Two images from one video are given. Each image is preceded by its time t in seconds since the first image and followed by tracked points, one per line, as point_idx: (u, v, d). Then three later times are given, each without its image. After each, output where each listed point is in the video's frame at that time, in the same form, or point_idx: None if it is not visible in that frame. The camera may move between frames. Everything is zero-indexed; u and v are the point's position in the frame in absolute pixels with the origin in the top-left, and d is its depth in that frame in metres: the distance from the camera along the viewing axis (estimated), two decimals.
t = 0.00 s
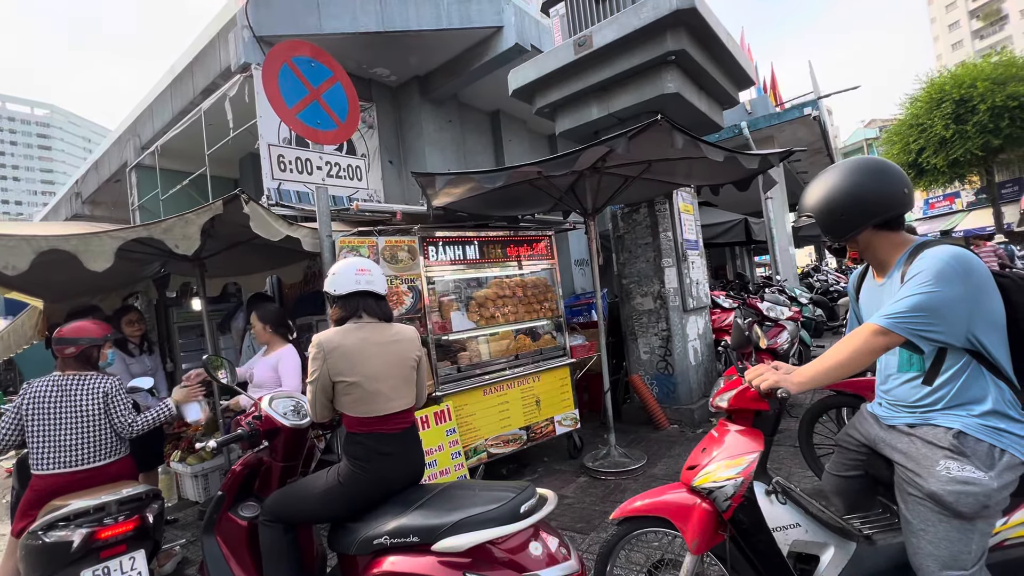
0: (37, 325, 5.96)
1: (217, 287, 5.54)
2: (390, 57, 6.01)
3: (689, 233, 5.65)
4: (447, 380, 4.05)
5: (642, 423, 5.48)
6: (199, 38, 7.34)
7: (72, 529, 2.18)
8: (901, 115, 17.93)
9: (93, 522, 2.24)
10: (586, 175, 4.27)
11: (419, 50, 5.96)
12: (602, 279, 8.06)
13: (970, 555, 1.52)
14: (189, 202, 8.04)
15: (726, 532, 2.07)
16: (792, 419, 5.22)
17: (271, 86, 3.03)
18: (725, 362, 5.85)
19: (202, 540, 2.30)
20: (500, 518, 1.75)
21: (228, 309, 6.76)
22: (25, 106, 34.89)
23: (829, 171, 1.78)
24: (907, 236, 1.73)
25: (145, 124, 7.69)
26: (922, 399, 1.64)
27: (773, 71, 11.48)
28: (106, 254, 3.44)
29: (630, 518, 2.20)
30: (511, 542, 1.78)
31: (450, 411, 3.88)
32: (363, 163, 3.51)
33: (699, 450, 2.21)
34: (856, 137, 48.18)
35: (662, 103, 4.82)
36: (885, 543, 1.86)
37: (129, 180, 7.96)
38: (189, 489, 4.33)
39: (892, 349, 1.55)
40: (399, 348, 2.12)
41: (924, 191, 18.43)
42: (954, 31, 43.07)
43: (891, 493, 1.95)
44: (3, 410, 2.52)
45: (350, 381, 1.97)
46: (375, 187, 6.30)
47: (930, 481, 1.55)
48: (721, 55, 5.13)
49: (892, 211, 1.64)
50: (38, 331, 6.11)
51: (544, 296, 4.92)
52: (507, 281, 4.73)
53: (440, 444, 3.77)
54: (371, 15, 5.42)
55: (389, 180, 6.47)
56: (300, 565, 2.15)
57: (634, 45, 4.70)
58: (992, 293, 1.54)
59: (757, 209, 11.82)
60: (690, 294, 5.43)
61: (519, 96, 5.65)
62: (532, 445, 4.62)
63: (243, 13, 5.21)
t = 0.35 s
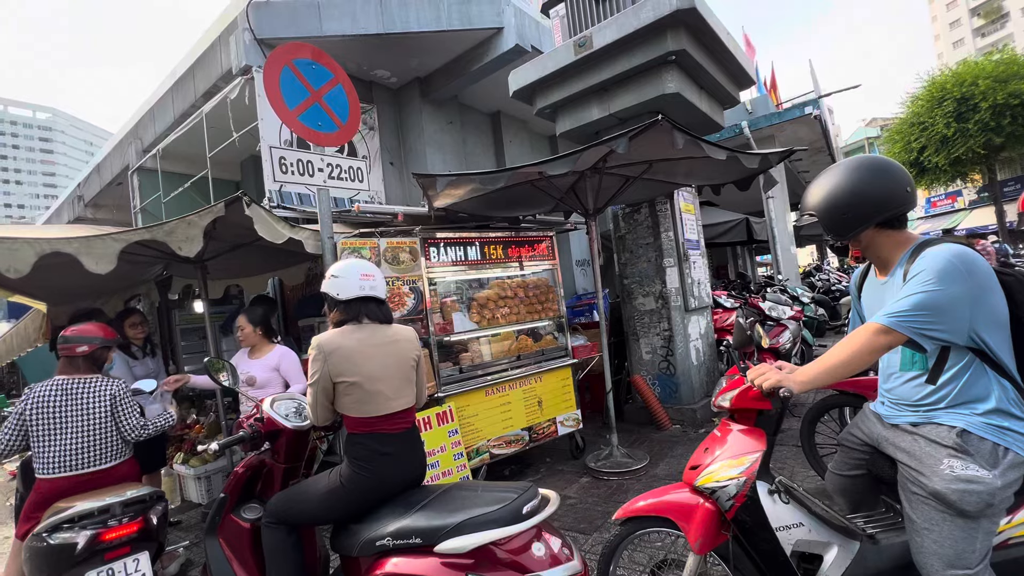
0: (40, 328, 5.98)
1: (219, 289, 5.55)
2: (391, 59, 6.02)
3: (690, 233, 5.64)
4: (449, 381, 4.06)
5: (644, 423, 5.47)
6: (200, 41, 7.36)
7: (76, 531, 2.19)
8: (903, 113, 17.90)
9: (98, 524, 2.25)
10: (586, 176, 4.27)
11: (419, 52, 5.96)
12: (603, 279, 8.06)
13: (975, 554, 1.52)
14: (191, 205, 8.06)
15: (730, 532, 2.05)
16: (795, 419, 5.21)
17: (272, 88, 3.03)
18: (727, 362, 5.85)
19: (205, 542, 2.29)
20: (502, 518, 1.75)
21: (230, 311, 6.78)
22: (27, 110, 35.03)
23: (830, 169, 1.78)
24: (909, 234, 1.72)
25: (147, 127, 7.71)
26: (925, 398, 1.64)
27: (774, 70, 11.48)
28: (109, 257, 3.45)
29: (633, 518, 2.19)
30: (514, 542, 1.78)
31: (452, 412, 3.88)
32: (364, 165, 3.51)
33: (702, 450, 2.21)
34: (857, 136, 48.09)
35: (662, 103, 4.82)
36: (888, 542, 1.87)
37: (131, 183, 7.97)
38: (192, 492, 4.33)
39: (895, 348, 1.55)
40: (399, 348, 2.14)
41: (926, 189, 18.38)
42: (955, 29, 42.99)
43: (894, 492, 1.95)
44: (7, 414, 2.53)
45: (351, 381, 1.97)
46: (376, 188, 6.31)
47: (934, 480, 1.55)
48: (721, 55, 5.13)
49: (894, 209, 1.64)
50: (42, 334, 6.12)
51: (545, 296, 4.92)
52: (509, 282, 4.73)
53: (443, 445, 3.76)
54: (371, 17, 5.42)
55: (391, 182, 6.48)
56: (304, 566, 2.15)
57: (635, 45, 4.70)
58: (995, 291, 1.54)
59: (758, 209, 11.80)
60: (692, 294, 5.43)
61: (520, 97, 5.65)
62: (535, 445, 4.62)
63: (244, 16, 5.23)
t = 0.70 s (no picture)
0: (43, 329, 6.00)
1: (221, 291, 5.57)
2: (392, 61, 6.03)
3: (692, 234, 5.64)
4: (450, 382, 4.07)
5: (646, 424, 5.47)
6: (202, 44, 7.38)
7: (78, 534, 2.20)
8: (905, 113, 17.87)
9: (99, 526, 2.25)
10: (587, 177, 4.28)
11: (421, 53, 5.97)
12: (605, 280, 8.06)
13: (975, 555, 1.52)
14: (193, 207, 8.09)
15: (731, 533, 2.05)
16: (796, 420, 5.20)
17: (273, 89, 3.03)
18: (729, 362, 5.84)
19: (207, 544, 2.30)
20: (502, 520, 1.75)
21: (232, 313, 6.79)
22: (30, 113, 35.19)
23: (830, 171, 1.78)
24: (909, 234, 1.72)
25: (149, 129, 7.73)
26: (926, 398, 1.64)
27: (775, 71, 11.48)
28: (111, 259, 3.46)
29: (634, 519, 2.19)
30: (513, 544, 1.78)
31: (454, 414, 3.89)
32: (365, 167, 3.52)
33: (703, 451, 2.21)
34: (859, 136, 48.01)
35: (662, 104, 4.82)
36: (890, 543, 1.88)
37: (133, 185, 8.00)
38: (194, 493, 4.34)
39: (895, 349, 1.55)
40: (399, 349, 2.15)
41: (929, 189, 18.34)
42: (957, 29, 42.93)
43: (896, 493, 1.96)
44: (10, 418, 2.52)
45: (351, 383, 1.98)
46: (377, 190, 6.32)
47: (935, 481, 1.54)
48: (722, 56, 5.13)
49: (894, 210, 1.64)
50: (45, 336, 6.15)
51: (546, 297, 4.92)
52: (510, 283, 4.74)
53: (444, 446, 3.76)
54: (372, 19, 5.44)
55: (392, 183, 6.49)
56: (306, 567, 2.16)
57: (635, 46, 4.71)
58: (995, 292, 1.54)
59: (760, 210, 11.79)
60: (693, 295, 5.43)
61: (520, 98, 5.66)
62: (536, 446, 4.62)
63: (246, 18, 5.25)
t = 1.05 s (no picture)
0: (47, 331, 6.02)
1: (223, 293, 5.58)
2: (393, 63, 6.05)
3: (693, 235, 5.64)
4: (452, 384, 4.09)
5: (648, 426, 5.47)
6: (205, 47, 7.42)
7: (81, 535, 2.21)
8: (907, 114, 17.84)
9: (102, 527, 2.26)
10: (588, 179, 4.28)
11: (422, 56, 5.99)
12: (606, 281, 8.06)
13: (977, 556, 1.52)
14: (195, 209, 8.11)
15: (731, 535, 2.06)
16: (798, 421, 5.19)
17: (276, 93, 3.04)
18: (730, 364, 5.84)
19: (208, 545, 2.30)
20: (503, 522, 1.75)
21: (234, 314, 6.81)
22: (34, 115, 35.30)
23: (830, 173, 1.78)
24: (909, 236, 1.72)
25: (152, 131, 7.76)
26: (927, 400, 1.64)
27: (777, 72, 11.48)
28: (115, 261, 3.48)
29: (636, 520, 2.20)
30: (514, 546, 1.78)
31: (455, 415, 3.89)
32: (367, 169, 3.53)
33: (704, 453, 2.21)
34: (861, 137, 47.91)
35: (663, 105, 4.83)
36: (891, 545, 1.87)
37: (136, 187, 8.02)
38: (197, 495, 4.36)
39: (896, 350, 1.56)
40: (398, 351, 2.16)
41: (931, 190, 18.30)
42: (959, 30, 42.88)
43: (898, 494, 1.95)
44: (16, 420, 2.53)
45: (351, 386, 1.99)
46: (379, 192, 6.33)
47: (936, 482, 1.55)
48: (723, 57, 5.13)
49: (893, 211, 1.64)
50: (48, 338, 6.17)
51: (548, 299, 4.93)
52: (511, 285, 4.74)
53: (446, 448, 3.77)
54: (374, 22, 5.45)
55: (393, 185, 6.50)
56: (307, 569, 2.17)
57: (636, 48, 4.72)
58: (996, 294, 1.54)
59: (761, 211, 11.77)
60: (694, 296, 5.43)
61: (522, 100, 5.67)
62: (538, 448, 4.62)
63: (248, 22, 5.27)
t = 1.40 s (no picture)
0: (50, 332, 6.04)
1: (226, 294, 5.60)
2: (395, 65, 6.07)
3: (694, 236, 5.63)
4: (453, 385, 4.09)
5: (650, 427, 5.45)
6: (208, 50, 7.45)
7: (83, 535, 2.21)
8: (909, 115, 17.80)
9: (104, 528, 2.27)
10: (590, 180, 4.29)
11: (425, 57, 5.99)
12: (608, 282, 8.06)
13: (981, 559, 1.51)
14: (198, 211, 8.13)
15: (733, 536, 2.06)
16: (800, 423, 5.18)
17: (279, 95, 3.05)
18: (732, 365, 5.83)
19: (209, 546, 2.31)
20: (503, 523, 1.75)
21: (236, 316, 6.83)
22: (38, 117, 35.46)
23: (831, 173, 1.77)
24: (911, 237, 1.72)
25: (155, 133, 7.78)
26: (929, 401, 1.64)
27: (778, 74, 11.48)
28: (119, 262, 3.49)
29: (637, 522, 2.19)
30: (515, 547, 1.78)
31: (457, 416, 3.88)
32: (369, 171, 3.53)
33: (705, 454, 2.21)
34: (863, 138, 47.80)
35: (665, 106, 4.82)
36: (894, 547, 1.86)
37: (139, 189, 8.05)
38: (199, 495, 4.37)
39: (898, 352, 1.55)
40: (397, 352, 2.16)
41: (933, 191, 18.25)
42: (962, 31, 42.81)
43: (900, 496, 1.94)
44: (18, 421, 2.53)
45: (351, 387, 1.99)
46: (380, 193, 6.34)
47: (939, 484, 1.54)
48: (724, 59, 5.13)
49: (895, 211, 1.64)
50: (51, 339, 6.18)
51: (549, 300, 4.93)
52: (513, 286, 4.74)
53: (447, 449, 3.76)
54: (376, 24, 5.46)
55: (395, 187, 6.52)
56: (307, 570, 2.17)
57: (637, 49, 4.72)
58: (998, 294, 1.53)
59: (763, 212, 11.77)
60: (696, 297, 5.43)
61: (524, 101, 5.67)
62: (539, 449, 4.62)
63: (251, 24, 5.30)
